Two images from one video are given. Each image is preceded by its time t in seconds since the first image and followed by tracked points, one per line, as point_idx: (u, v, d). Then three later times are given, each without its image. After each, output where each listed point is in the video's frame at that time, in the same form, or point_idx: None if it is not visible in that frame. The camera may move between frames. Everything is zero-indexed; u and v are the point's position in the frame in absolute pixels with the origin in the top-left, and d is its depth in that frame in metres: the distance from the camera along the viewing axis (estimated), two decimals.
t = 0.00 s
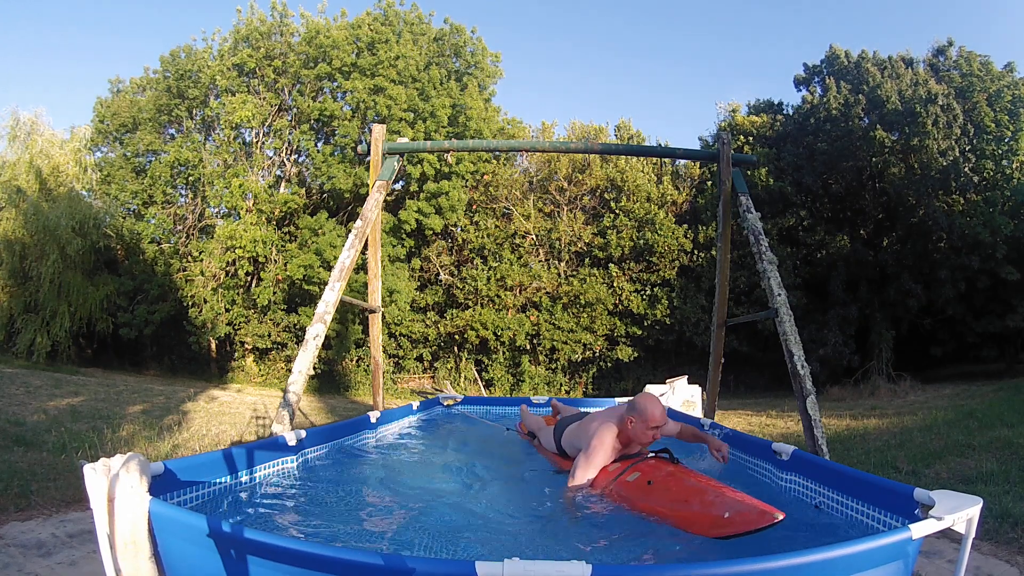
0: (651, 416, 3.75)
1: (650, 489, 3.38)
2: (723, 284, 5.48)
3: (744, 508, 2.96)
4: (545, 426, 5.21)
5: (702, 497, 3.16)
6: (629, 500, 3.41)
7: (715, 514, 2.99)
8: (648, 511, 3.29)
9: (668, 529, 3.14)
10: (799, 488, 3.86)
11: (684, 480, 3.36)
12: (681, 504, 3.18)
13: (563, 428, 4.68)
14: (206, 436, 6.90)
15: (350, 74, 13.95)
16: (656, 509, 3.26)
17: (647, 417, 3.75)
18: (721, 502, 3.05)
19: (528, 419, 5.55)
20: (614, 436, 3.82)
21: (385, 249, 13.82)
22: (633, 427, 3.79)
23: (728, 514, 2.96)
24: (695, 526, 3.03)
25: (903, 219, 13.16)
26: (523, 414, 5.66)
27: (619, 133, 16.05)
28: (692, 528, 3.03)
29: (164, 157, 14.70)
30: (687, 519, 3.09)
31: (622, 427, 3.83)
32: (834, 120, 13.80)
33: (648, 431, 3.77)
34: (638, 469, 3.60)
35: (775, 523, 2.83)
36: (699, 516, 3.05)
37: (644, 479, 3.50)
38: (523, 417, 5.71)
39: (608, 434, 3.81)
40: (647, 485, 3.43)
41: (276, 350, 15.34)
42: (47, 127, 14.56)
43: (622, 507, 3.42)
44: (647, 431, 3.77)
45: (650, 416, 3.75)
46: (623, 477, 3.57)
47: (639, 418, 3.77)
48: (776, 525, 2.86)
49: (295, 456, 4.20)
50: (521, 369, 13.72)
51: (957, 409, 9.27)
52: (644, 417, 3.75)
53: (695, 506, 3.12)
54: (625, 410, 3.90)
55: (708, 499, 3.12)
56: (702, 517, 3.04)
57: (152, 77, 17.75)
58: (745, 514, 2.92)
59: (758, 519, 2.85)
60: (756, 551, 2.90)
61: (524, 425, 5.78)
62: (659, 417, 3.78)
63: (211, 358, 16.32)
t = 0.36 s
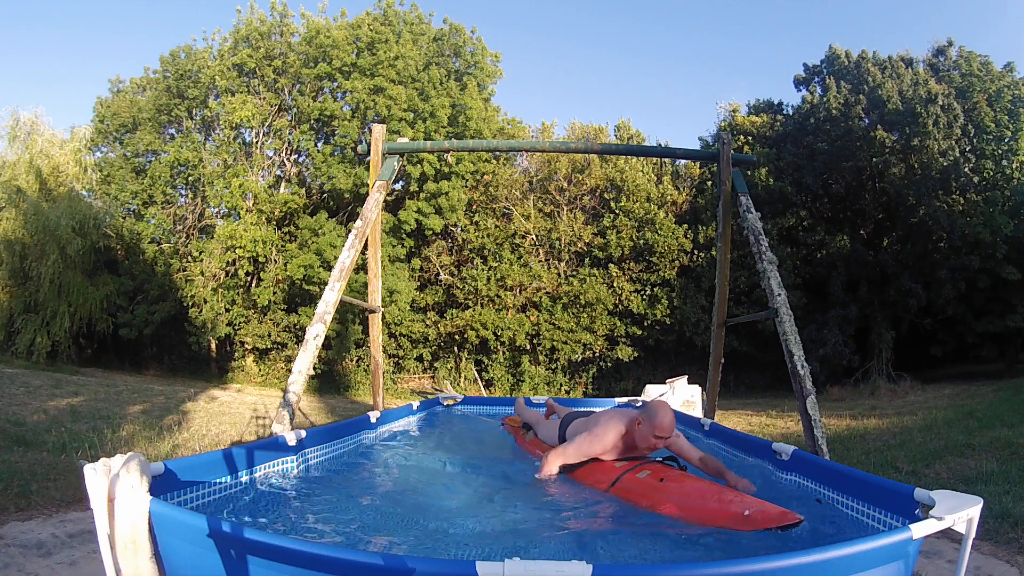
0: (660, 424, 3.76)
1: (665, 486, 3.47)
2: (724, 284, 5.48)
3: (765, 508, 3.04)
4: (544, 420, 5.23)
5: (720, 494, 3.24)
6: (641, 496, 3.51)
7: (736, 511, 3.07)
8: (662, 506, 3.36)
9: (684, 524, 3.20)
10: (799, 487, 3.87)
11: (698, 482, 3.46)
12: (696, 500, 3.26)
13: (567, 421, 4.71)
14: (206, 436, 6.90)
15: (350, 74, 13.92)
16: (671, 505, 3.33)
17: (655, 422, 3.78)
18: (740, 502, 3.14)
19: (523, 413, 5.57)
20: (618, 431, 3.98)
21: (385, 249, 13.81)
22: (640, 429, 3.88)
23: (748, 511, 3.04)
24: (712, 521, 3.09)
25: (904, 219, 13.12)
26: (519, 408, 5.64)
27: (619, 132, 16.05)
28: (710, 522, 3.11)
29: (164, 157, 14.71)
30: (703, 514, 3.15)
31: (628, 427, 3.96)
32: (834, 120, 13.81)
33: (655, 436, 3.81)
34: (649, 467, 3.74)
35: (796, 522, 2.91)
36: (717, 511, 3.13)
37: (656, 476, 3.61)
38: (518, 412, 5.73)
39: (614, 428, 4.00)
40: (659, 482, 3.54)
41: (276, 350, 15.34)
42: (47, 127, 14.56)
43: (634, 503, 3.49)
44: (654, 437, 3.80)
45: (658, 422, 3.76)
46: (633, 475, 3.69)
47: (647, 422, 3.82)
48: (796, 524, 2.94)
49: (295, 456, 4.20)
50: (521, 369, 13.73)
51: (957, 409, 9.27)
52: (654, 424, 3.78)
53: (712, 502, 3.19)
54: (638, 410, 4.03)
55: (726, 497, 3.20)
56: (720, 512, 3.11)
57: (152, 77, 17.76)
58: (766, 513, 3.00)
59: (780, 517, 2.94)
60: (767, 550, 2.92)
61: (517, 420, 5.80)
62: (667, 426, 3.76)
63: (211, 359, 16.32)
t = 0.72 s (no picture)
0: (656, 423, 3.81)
1: (661, 474, 3.54)
2: (724, 284, 5.48)
3: (759, 494, 3.12)
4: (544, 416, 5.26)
5: (715, 485, 3.30)
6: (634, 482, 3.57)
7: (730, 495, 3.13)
8: (656, 492, 3.41)
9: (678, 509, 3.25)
10: (799, 487, 3.87)
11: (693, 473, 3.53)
12: (690, 486, 3.33)
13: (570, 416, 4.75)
14: (206, 436, 6.90)
15: (350, 74, 13.90)
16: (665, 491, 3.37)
17: (654, 419, 3.81)
18: (735, 488, 3.22)
19: (524, 410, 5.57)
20: (624, 415, 4.09)
21: (385, 249, 13.80)
22: (638, 423, 3.97)
23: (742, 495, 3.12)
24: (705, 505, 3.15)
25: (904, 219, 13.11)
26: (520, 406, 5.64)
27: (619, 133, 16.04)
28: (703, 507, 3.14)
29: (164, 157, 14.70)
30: (697, 497, 3.22)
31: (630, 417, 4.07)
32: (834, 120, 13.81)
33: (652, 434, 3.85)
34: (646, 459, 3.82)
35: (789, 506, 2.98)
36: (712, 495, 3.18)
37: (652, 467, 3.69)
38: (517, 409, 5.75)
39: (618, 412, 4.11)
40: (656, 471, 3.60)
41: (276, 350, 15.35)
42: (47, 127, 14.55)
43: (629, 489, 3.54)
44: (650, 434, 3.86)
45: (657, 421, 3.80)
46: (630, 464, 3.77)
47: (646, 418, 3.88)
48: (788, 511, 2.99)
49: (295, 456, 4.20)
50: (521, 369, 13.73)
51: (957, 409, 9.27)
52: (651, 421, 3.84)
53: (707, 488, 3.27)
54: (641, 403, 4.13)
55: (721, 485, 3.28)
56: (714, 497, 3.16)
57: (152, 77, 17.76)
58: (759, 497, 3.09)
59: (772, 501, 3.02)
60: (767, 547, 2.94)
61: (516, 419, 5.81)
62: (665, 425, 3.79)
63: (211, 359, 16.32)
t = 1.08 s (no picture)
0: (649, 419, 3.76)
1: (660, 476, 3.55)
2: (724, 284, 5.48)
3: (756, 494, 3.16)
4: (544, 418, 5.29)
5: (714, 486, 3.33)
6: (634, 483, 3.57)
7: (727, 497, 3.18)
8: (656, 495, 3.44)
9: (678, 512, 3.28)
10: (799, 487, 3.86)
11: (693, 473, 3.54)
12: (690, 489, 3.36)
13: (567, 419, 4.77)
14: (206, 436, 6.90)
15: (350, 74, 13.90)
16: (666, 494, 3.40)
17: (645, 417, 3.78)
18: (733, 489, 3.25)
19: (524, 412, 5.58)
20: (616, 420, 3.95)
21: (385, 249, 13.81)
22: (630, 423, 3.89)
23: (740, 496, 3.15)
24: (705, 508, 3.19)
25: (904, 219, 13.11)
26: (520, 408, 5.67)
27: (619, 132, 16.04)
28: (703, 510, 3.18)
29: (164, 158, 14.70)
30: (696, 501, 3.25)
31: (623, 419, 3.95)
32: (834, 120, 13.82)
33: (645, 433, 3.83)
34: (645, 459, 3.81)
35: (786, 505, 3.01)
36: (712, 498, 3.23)
37: (651, 467, 3.67)
38: (518, 411, 5.79)
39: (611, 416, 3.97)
40: (654, 472, 3.60)
41: (276, 350, 15.36)
42: (47, 127, 14.56)
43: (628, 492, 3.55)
44: (644, 433, 3.83)
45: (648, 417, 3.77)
46: (629, 465, 3.74)
47: (637, 419, 3.83)
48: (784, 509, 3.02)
49: (295, 456, 4.20)
50: (521, 369, 13.73)
51: (957, 409, 9.27)
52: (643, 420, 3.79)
53: (707, 491, 3.30)
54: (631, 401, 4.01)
55: (719, 486, 3.31)
56: (713, 500, 3.21)
57: (152, 77, 17.77)
58: (756, 497, 3.11)
59: (769, 501, 3.04)
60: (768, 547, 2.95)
61: (518, 421, 5.86)
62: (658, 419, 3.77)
63: (211, 359, 16.32)
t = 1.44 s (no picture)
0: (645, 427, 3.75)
1: (662, 489, 3.44)
2: (724, 284, 5.48)
3: (757, 504, 3.05)
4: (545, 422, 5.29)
5: (715, 495, 3.23)
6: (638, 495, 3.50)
7: (729, 511, 3.08)
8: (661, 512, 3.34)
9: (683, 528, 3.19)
10: (798, 487, 3.87)
11: (693, 479, 3.44)
12: (691, 500, 3.27)
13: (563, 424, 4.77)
14: (206, 436, 6.90)
15: (350, 74, 13.90)
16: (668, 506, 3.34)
17: (640, 425, 3.76)
18: (733, 499, 3.15)
19: (526, 417, 5.60)
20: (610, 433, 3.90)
21: (385, 249, 13.81)
22: (627, 431, 3.84)
23: (741, 509, 3.05)
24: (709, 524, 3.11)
25: (904, 219, 13.11)
26: (523, 412, 5.68)
27: (619, 132, 16.04)
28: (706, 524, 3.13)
29: (164, 158, 14.70)
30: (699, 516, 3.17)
31: (617, 428, 3.90)
32: (834, 121, 13.82)
33: (642, 441, 3.81)
34: (646, 467, 3.68)
35: (787, 516, 2.91)
36: (713, 511, 3.15)
37: (653, 479, 3.55)
38: (521, 414, 5.78)
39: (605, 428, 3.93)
40: (656, 484, 3.49)
41: (276, 350, 15.36)
42: (47, 127, 14.57)
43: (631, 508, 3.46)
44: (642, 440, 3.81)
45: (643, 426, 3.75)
46: (632, 477, 3.63)
47: (632, 427, 3.80)
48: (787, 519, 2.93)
49: (295, 456, 4.20)
50: (521, 369, 13.73)
51: (957, 409, 9.27)
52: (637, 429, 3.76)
53: (707, 504, 3.20)
54: (623, 408, 3.97)
55: (719, 495, 3.21)
56: (714, 513, 3.13)
57: (152, 77, 17.77)
58: (757, 509, 3.01)
59: (770, 513, 2.94)
60: (771, 548, 2.94)
61: (521, 423, 5.85)
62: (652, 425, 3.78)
63: (211, 358, 16.33)
